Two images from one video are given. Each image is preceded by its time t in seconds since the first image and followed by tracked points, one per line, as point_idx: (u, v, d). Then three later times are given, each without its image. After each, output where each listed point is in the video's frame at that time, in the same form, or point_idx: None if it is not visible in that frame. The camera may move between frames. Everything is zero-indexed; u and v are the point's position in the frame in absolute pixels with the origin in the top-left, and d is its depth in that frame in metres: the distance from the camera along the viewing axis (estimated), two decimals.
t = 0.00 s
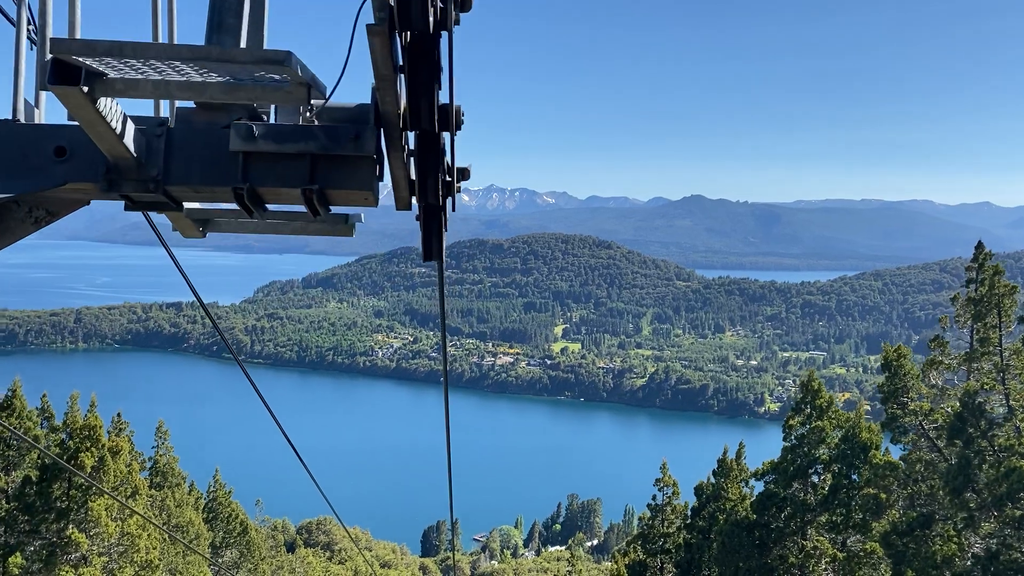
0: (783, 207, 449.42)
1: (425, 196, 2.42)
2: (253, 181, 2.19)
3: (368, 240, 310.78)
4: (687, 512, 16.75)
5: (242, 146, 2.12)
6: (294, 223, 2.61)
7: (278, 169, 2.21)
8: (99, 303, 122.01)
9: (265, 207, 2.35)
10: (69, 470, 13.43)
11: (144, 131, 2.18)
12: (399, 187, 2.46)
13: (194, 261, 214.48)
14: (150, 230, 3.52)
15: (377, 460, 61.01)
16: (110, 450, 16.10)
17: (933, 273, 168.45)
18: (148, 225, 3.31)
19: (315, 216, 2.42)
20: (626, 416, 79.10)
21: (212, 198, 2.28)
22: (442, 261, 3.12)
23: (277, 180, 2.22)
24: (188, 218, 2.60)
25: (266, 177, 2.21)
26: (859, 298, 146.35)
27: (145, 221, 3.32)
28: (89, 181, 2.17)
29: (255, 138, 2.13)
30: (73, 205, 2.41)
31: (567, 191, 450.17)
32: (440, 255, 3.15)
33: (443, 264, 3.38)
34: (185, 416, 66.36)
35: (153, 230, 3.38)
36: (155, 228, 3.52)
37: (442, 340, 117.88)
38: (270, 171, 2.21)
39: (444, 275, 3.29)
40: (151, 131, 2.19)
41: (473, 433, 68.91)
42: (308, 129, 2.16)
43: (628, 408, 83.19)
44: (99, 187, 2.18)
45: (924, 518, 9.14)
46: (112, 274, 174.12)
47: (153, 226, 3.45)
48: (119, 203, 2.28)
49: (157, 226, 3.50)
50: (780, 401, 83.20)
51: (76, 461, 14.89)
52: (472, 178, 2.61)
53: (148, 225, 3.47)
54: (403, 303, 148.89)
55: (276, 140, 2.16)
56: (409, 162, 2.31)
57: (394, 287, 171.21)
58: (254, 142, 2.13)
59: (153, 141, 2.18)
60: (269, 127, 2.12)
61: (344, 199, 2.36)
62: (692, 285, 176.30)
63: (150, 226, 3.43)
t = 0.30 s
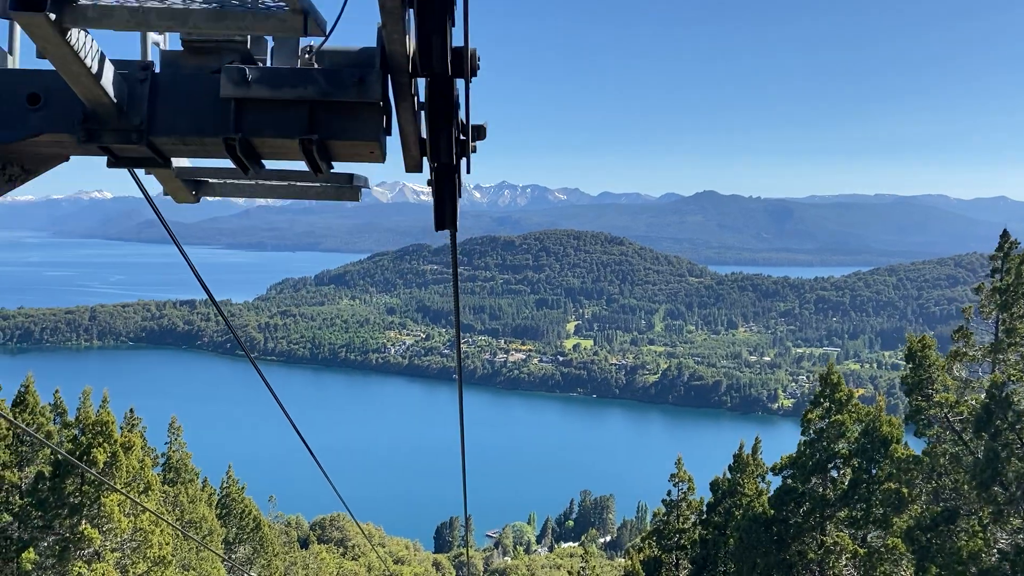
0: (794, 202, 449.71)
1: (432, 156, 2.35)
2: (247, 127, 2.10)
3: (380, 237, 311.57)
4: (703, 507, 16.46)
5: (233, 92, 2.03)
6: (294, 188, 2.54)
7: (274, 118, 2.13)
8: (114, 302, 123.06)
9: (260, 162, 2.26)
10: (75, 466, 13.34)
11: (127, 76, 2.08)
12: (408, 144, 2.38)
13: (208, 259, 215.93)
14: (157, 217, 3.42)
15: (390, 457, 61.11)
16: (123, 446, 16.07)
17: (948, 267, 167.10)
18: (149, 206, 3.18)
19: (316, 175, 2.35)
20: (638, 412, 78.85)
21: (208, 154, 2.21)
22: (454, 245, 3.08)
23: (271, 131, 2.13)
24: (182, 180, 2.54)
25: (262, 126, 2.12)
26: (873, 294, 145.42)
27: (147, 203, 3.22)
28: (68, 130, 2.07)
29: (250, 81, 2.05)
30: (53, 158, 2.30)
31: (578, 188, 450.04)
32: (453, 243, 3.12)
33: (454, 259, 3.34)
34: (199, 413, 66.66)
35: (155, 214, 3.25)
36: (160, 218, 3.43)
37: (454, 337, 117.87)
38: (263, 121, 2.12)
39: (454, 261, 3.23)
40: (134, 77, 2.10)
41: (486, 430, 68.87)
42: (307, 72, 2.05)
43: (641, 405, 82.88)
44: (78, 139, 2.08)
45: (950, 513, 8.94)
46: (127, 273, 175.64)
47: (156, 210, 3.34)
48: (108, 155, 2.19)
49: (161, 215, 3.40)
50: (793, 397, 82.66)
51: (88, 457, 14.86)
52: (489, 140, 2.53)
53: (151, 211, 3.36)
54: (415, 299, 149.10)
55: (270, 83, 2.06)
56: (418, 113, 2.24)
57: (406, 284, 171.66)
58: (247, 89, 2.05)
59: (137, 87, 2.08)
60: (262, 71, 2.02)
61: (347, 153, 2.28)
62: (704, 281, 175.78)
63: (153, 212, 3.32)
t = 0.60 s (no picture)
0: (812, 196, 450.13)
1: (451, 101, 2.26)
2: (243, 63, 1.95)
3: (395, 233, 312.45)
4: (723, 503, 16.22)
5: (228, 22, 1.89)
6: (299, 139, 2.43)
7: (272, 50, 1.98)
8: (132, 300, 124.17)
9: (261, 106, 2.13)
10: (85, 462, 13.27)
11: (108, 9, 1.95)
12: (423, 88, 2.27)
13: (224, 257, 217.38)
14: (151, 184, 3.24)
15: (406, 451, 61.29)
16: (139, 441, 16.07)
17: (967, 261, 165.07)
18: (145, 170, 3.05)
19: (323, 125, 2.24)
20: (654, 408, 78.52)
21: (207, 100, 2.11)
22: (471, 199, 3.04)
23: (273, 66, 1.98)
24: (178, 134, 2.41)
25: (263, 64, 1.98)
26: (891, 288, 143.93)
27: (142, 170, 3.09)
28: (46, 66, 1.94)
29: (245, 11, 1.90)
30: (36, 105, 2.22)
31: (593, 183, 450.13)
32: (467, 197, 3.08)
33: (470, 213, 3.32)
34: (216, 410, 67.09)
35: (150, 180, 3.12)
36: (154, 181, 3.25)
37: (469, 333, 117.83)
38: (263, 53, 1.98)
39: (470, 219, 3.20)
40: (119, 8, 1.96)
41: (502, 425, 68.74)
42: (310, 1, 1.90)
43: (656, 401, 82.44)
44: (55, 75, 1.94)
45: (981, 508, 8.68)
46: (145, 270, 177.07)
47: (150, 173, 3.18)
48: (93, 104, 2.10)
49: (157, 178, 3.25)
50: (810, 392, 81.87)
51: (105, 452, 14.86)
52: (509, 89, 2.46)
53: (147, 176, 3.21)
54: (430, 296, 149.36)
55: (270, 15, 1.91)
56: (433, 51, 2.10)
57: (421, 280, 171.96)
58: (245, 18, 1.90)
59: (121, 20, 1.95)
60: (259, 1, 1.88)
61: (359, 100, 2.18)
62: (720, 276, 174.87)
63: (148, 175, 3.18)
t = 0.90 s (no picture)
0: (832, 190, 449.49)
1: (473, 39, 2.10)
2: None
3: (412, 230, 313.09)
4: (744, 499, 15.92)
5: None
6: (306, 88, 2.29)
7: None
8: (152, 298, 125.28)
9: (256, 33, 2.03)
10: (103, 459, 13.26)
11: None
12: (447, 27, 2.09)
13: (243, 256, 218.68)
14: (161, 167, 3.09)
15: (423, 446, 61.35)
16: (157, 437, 16.05)
17: (990, 255, 162.58)
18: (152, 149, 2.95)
19: (325, 65, 2.10)
20: (672, 403, 78.16)
21: (202, 30, 2.01)
22: (498, 166, 2.84)
23: None
24: (172, 77, 2.27)
25: None
26: (913, 282, 142.25)
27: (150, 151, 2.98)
28: None
29: None
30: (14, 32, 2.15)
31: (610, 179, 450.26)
32: (491, 165, 2.89)
33: (493, 180, 3.17)
34: (236, 407, 67.58)
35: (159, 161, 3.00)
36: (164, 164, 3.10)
37: (487, 330, 117.80)
38: None
39: (493, 188, 3.02)
40: None
41: (520, 422, 68.54)
42: None
43: (674, 397, 81.90)
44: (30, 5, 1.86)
45: (1019, 503, 8.34)
46: (165, 269, 178.32)
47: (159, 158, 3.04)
48: (72, 34, 2.02)
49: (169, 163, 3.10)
50: (830, 387, 80.96)
51: (124, 448, 14.91)
52: (539, 28, 2.22)
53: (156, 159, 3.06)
54: (447, 292, 149.54)
55: None
56: None
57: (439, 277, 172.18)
58: None
59: None
60: None
61: (371, 31, 2.10)
62: (738, 272, 173.78)
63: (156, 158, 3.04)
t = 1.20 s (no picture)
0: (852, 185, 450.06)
1: None
2: None
3: (431, 228, 313.60)
4: (769, 495, 15.68)
5: None
6: (309, 26, 1.92)
7: None
8: (174, 295, 126.83)
9: None
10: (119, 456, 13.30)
11: None
12: None
13: (263, 254, 219.88)
14: (175, 149, 2.71)
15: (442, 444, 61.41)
16: (178, 433, 16.08)
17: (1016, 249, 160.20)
18: (166, 130, 2.59)
19: None
20: (693, 400, 77.62)
21: None
22: (523, 112, 2.48)
23: None
24: (156, 19, 1.86)
25: None
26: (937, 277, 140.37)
27: (162, 131, 2.62)
28: None
29: None
30: None
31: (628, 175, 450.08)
32: (516, 114, 2.56)
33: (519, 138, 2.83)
34: (256, 404, 68.04)
35: (175, 140, 2.62)
36: (178, 142, 2.71)
37: (506, 327, 117.89)
38: None
39: (518, 139, 2.67)
40: None
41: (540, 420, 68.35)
42: None
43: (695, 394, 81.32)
44: None
45: None
46: (186, 267, 179.62)
47: (176, 140, 2.69)
48: None
49: (184, 143, 2.72)
50: (852, 383, 80.14)
51: (144, 444, 14.95)
52: None
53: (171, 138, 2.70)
54: (466, 290, 149.82)
55: None
56: None
57: (458, 274, 172.52)
58: None
59: None
60: None
61: None
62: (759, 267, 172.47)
63: (170, 135, 2.67)
